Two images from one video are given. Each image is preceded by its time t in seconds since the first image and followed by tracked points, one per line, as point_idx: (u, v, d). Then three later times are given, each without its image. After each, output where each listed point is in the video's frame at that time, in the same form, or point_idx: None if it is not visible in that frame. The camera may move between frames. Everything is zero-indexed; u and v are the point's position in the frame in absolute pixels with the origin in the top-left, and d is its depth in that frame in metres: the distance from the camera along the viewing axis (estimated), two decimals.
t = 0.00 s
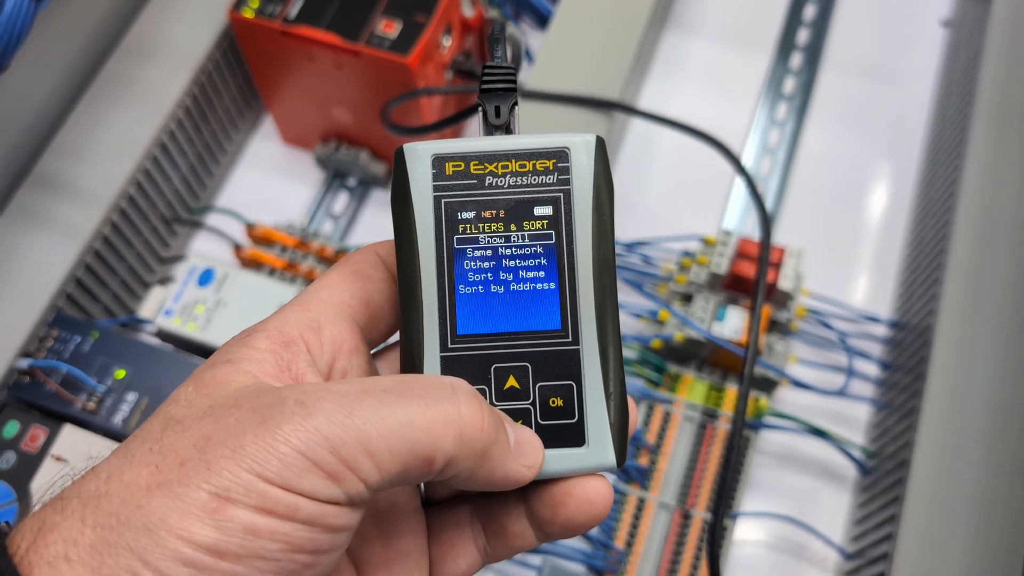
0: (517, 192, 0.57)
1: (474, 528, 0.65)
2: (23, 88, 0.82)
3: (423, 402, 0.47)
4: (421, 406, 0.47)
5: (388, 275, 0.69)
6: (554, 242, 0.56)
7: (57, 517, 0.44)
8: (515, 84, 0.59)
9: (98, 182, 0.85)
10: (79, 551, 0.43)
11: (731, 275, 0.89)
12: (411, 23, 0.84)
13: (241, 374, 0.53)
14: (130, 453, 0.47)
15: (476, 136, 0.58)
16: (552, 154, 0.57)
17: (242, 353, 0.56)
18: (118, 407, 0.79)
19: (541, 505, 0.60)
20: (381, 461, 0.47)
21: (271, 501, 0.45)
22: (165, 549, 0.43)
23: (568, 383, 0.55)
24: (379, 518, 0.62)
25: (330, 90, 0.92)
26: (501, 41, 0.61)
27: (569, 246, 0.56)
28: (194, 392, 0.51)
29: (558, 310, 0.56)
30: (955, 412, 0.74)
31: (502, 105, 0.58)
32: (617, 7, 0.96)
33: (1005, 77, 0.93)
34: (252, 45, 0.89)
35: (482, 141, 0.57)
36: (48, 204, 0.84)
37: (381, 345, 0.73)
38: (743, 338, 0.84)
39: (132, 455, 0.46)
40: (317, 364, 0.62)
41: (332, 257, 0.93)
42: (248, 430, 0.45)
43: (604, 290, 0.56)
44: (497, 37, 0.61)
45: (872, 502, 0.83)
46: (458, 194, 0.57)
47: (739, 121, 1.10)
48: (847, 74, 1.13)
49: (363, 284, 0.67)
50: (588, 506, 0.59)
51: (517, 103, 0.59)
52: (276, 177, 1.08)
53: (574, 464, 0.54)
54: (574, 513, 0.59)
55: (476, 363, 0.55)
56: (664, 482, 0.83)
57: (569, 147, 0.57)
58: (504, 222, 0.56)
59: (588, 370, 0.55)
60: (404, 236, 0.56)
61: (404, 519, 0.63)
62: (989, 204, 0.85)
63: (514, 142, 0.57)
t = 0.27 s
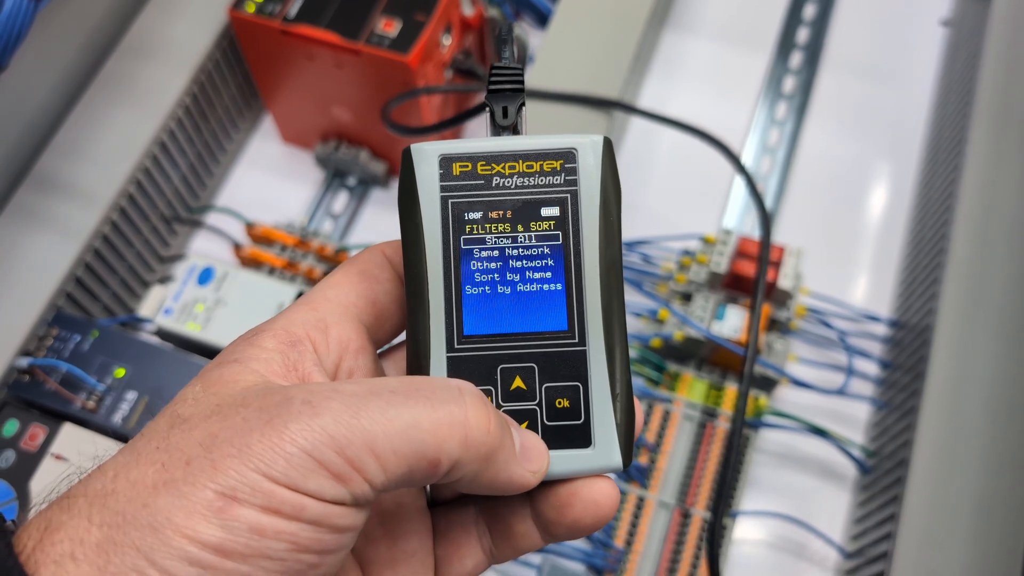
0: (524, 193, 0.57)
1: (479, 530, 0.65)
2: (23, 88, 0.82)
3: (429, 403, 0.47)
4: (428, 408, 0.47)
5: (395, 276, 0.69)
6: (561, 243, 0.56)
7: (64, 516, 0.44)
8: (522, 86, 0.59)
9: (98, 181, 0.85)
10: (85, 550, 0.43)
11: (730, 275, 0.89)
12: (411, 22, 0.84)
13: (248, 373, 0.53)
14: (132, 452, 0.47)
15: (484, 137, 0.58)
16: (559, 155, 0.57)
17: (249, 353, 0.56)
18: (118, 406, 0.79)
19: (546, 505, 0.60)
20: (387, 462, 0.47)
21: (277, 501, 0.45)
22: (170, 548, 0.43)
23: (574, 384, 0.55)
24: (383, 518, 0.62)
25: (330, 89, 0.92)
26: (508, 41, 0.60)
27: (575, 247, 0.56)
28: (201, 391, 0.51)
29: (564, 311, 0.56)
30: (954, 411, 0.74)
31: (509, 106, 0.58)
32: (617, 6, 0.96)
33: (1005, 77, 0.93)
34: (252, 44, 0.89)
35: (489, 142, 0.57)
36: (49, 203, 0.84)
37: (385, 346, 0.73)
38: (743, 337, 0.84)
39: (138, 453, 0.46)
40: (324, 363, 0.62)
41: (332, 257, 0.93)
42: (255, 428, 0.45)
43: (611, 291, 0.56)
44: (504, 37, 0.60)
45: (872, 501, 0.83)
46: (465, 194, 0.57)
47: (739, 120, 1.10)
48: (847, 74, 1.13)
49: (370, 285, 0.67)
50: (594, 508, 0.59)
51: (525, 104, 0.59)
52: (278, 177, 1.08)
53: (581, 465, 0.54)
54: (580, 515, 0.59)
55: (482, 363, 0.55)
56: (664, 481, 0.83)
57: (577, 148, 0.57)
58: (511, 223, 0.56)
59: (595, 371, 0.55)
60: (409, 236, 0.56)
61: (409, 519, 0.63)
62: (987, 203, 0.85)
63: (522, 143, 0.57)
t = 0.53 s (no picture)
0: (523, 189, 0.57)
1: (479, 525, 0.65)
2: (24, 90, 0.82)
3: (424, 382, 0.48)
4: (422, 387, 0.47)
5: (395, 275, 0.69)
6: (561, 237, 0.56)
7: (63, 514, 0.45)
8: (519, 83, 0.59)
9: (99, 183, 0.86)
10: (82, 547, 0.43)
11: (730, 277, 0.89)
12: (411, 24, 0.84)
13: (241, 369, 0.54)
14: (132, 449, 0.47)
15: (482, 134, 0.58)
16: (557, 151, 0.57)
17: (245, 349, 0.56)
18: (119, 408, 0.79)
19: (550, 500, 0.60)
20: (382, 443, 0.47)
21: (269, 487, 0.45)
22: (165, 542, 0.43)
23: (575, 378, 0.55)
24: (383, 515, 0.62)
25: (330, 91, 0.93)
26: (506, 41, 0.61)
27: (575, 242, 0.56)
28: (194, 386, 0.52)
29: (564, 306, 0.56)
30: (954, 413, 0.75)
31: (507, 104, 0.59)
32: (617, 8, 0.97)
33: (1005, 79, 0.93)
34: (253, 46, 0.89)
35: (487, 139, 0.57)
36: (49, 204, 0.84)
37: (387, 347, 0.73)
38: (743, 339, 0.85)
39: (134, 450, 0.47)
40: (322, 361, 0.62)
41: (332, 258, 0.94)
42: (246, 416, 0.45)
43: (610, 285, 0.56)
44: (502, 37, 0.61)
45: (871, 503, 0.84)
46: (464, 191, 0.57)
47: (739, 122, 1.11)
48: (846, 75, 1.13)
49: (370, 283, 0.67)
50: (597, 502, 0.59)
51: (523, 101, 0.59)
52: (278, 178, 1.08)
53: (582, 458, 0.54)
54: (583, 509, 0.59)
55: (483, 358, 0.55)
56: (664, 483, 0.83)
57: (574, 144, 0.57)
58: (511, 218, 0.56)
59: (596, 365, 0.55)
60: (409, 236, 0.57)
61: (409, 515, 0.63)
62: (987, 206, 0.85)
63: (520, 139, 0.57)
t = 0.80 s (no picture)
0: (541, 189, 0.57)
1: (489, 531, 0.64)
2: (22, 90, 0.82)
3: (405, 370, 0.47)
4: (402, 373, 0.47)
5: (401, 279, 0.69)
6: (580, 238, 0.56)
7: (52, 518, 0.45)
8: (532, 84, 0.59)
9: (97, 183, 0.85)
10: (73, 552, 0.43)
11: (730, 277, 0.88)
12: (409, 23, 0.84)
13: (234, 376, 0.53)
14: (131, 456, 0.46)
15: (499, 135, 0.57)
16: (574, 152, 0.57)
17: (238, 354, 0.56)
18: (116, 408, 0.78)
19: (569, 499, 0.61)
20: (373, 434, 0.46)
21: (265, 488, 0.45)
22: (158, 546, 0.43)
23: (595, 379, 0.55)
24: (383, 519, 0.62)
25: (329, 90, 0.92)
26: (513, 43, 0.61)
27: (593, 242, 0.56)
28: (181, 390, 0.52)
29: (584, 306, 0.56)
30: (954, 413, 0.74)
31: (522, 105, 0.59)
32: (616, 8, 0.96)
33: (1005, 78, 0.93)
34: (252, 46, 0.89)
35: (505, 140, 0.57)
36: (47, 205, 0.84)
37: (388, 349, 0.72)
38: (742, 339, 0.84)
39: (124, 457, 0.47)
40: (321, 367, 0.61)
41: (331, 258, 0.93)
42: (236, 421, 0.45)
43: (630, 285, 0.56)
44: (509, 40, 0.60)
45: (871, 503, 0.83)
46: (482, 190, 0.56)
47: (738, 121, 1.10)
48: (847, 75, 1.13)
49: (375, 286, 0.67)
50: (619, 500, 0.60)
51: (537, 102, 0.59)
52: (277, 178, 1.07)
53: (604, 459, 0.54)
54: (604, 507, 0.60)
55: (503, 359, 0.55)
56: (663, 483, 0.83)
57: (591, 146, 0.58)
58: (530, 219, 0.56)
59: (614, 366, 0.55)
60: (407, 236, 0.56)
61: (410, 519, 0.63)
62: (987, 205, 0.85)
63: (537, 141, 0.57)
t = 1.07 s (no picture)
0: (546, 181, 0.57)
1: (493, 525, 0.64)
2: (21, 91, 0.82)
3: (409, 364, 0.47)
4: (407, 368, 0.47)
5: (404, 271, 0.69)
6: (584, 230, 0.56)
7: (55, 513, 0.45)
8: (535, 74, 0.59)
9: (96, 184, 0.85)
10: (74, 548, 0.43)
11: (728, 278, 0.88)
12: (407, 25, 0.84)
13: (237, 372, 0.54)
14: (135, 453, 0.46)
15: (503, 125, 0.57)
16: (579, 143, 0.57)
17: (242, 350, 0.56)
18: (115, 411, 0.78)
19: (574, 492, 0.61)
20: (379, 432, 0.46)
21: (265, 489, 0.44)
22: (160, 545, 0.43)
23: (600, 371, 0.56)
24: (386, 515, 0.62)
25: (328, 92, 0.92)
26: (518, 31, 0.61)
27: (598, 234, 0.56)
28: (185, 386, 0.52)
29: (588, 298, 0.56)
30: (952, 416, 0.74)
31: (526, 94, 0.58)
32: (615, 9, 0.96)
33: (1003, 80, 0.93)
34: (251, 48, 0.89)
35: (509, 130, 0.57)
36: (46, 206, 0.84)
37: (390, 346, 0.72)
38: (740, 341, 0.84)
39: (126, 454, 0.47)
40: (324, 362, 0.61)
41: (330, 259, 0.93)
42: (238, 422, 0.45)
43: (635, 276, 0.56)
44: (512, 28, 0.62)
45: (870, 505, 0.83)
46: (486, 182, 0.56)
47: (737, 123, 1.10)
48: (846, 76, 1.13)
49: (378, 280, 0.67)
50: (626, 493, 0.60)
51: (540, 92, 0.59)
52: (277, 180, 1.07)
53: (609, 451, 0.54)
54: (610, 501, 0.60)
55: (507, 352, 0.55)
56: (662, 486, 0.83)
57: (596, 136, 0.57)
58: (534, 211, 0.56)
59: (620, 357, 0.55)
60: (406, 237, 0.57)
61: (414, 515, 0.63)
62: (985, 207, 0.85)
63: (542, 131, 0.57)
